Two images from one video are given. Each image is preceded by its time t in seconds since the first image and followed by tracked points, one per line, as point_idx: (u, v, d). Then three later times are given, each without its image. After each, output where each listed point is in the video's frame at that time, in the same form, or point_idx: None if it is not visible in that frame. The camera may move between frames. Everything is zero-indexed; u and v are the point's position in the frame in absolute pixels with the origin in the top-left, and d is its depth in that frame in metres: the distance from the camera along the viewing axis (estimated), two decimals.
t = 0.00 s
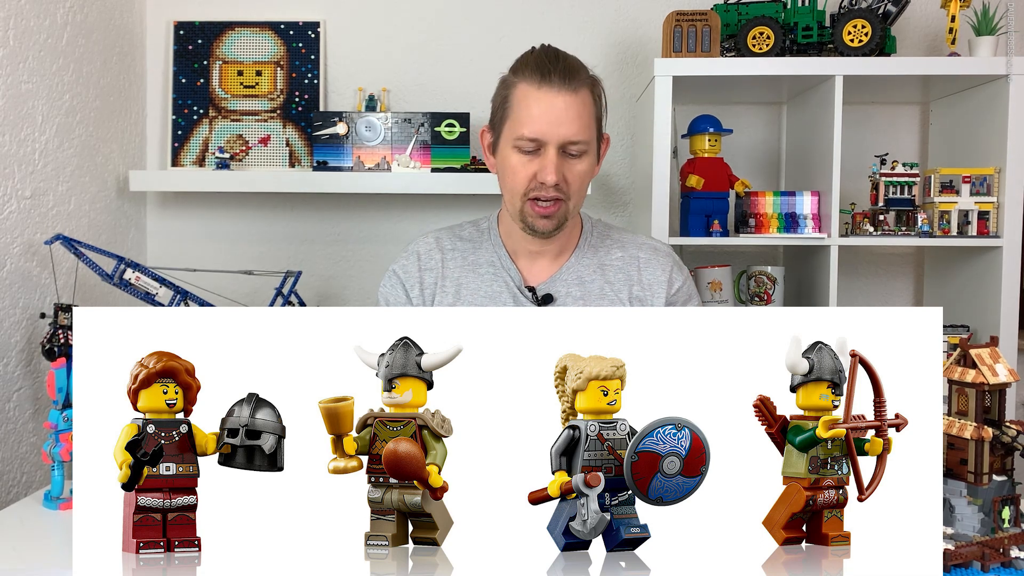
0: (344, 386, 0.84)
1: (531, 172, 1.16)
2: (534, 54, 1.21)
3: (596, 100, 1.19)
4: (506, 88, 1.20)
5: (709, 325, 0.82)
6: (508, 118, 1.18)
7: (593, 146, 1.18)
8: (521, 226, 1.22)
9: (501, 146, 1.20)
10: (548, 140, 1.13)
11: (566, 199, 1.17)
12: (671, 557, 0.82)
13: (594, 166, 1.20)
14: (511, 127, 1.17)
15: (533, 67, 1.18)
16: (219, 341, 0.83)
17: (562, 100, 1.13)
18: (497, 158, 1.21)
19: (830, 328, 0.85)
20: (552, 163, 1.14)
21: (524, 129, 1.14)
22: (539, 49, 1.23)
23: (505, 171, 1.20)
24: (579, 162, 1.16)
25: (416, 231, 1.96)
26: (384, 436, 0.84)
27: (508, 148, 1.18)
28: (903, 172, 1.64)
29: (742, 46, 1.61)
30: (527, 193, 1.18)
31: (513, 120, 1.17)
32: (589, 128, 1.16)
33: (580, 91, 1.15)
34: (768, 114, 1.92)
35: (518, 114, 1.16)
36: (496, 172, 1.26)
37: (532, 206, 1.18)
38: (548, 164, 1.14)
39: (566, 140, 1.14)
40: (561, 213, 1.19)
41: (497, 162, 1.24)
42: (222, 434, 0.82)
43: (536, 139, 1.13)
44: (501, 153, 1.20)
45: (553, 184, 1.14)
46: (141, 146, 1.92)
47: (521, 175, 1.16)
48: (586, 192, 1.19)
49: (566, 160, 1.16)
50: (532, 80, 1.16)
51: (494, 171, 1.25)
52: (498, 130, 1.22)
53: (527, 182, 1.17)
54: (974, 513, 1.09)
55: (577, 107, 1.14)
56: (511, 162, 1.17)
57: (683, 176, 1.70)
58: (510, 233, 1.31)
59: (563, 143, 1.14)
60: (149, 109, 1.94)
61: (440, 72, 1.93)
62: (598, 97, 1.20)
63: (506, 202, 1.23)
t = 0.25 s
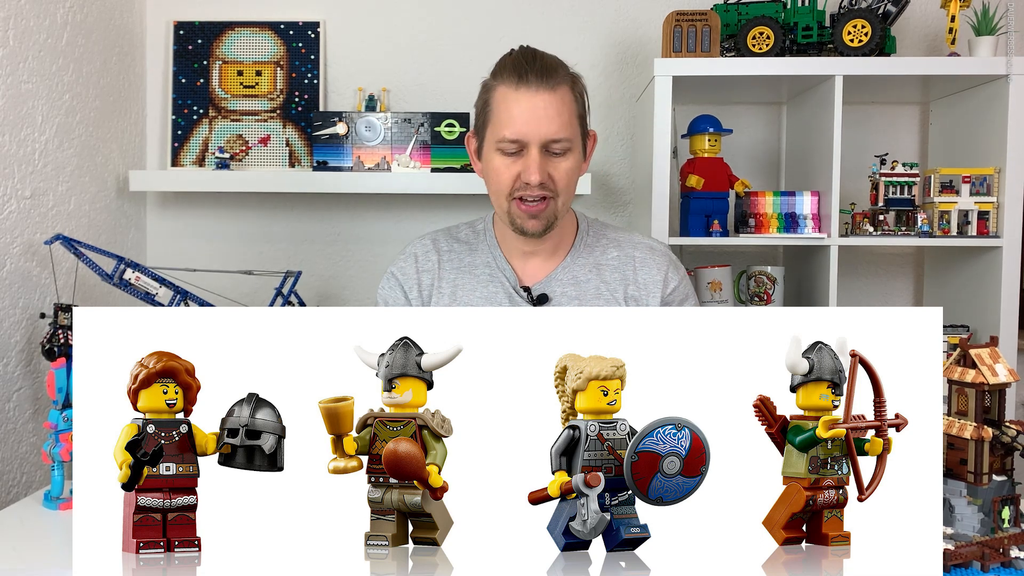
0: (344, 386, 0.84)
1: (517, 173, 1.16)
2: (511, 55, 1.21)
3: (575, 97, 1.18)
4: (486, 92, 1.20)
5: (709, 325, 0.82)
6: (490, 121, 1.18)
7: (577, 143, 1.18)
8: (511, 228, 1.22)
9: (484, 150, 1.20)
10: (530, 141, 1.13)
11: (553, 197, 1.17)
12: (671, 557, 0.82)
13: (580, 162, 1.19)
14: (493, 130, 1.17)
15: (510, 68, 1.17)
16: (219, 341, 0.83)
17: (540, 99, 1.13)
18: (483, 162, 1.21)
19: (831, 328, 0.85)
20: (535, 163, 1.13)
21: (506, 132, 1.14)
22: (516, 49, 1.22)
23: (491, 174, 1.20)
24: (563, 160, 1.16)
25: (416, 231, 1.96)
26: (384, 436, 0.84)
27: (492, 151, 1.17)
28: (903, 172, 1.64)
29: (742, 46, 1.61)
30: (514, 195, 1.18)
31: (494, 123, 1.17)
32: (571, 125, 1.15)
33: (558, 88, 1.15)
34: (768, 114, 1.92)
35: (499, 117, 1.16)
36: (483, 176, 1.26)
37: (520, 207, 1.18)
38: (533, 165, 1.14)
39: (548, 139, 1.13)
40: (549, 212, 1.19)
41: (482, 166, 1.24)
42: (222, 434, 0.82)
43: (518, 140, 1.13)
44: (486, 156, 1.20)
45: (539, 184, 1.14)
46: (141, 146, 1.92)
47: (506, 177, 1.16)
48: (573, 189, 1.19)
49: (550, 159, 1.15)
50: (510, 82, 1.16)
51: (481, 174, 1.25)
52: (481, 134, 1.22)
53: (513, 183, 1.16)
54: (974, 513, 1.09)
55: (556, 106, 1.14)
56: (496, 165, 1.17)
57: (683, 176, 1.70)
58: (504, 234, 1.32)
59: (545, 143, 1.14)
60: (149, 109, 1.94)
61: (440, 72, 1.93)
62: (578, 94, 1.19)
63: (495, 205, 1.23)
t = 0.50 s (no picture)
0: (344, 387, 0.84)
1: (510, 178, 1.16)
2: (497, 59, 1.20)
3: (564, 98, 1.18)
4: (474, 99, 1.19)
5: (709, 325, 0.82)
6: (480, 127, 1.17)
7: (568, 144, 1.17)
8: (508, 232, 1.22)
9: (476, 156, 1.20)
10: (522, 146, 1.13)
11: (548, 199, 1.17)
12: (671, 557, 0.82)
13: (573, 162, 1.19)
14: (484, 137, 1.17)
15: (497, 73, 1.17)
16: (219, 341, 0.83)
17: (529, 104, 1.13)
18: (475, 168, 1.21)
19: (831, 328, 0.85)
20: (528, 167, 1.13)
21: (496, 138, 1.14)
22: (502, 53, 1.22)
23: (485, 180, 1.19)
24: (556, 162, 1.16)
25: (416, 231, 1.96)
26: (384, 436, 0.84)
27: (484, 157, 1.17)
28: (903, 172, 1.64)
29: (742, 46, 1.61)
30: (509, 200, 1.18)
31: (484, 129, 1.17)
32: (561, 127, 1.15)
33: (545, 91, 1.14)
34: (768, 114, 1.92)
35: (489, 123, 1.15)
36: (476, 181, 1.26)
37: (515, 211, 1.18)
38: (526, 169, 1.14)
39: (539, 144, 1.13)
40: (545, 214, 1.19)
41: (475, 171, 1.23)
42: (222, 434, 0.82)
43: (509, 145, 1.13)
44: (478, 163, 1.20)
45: (533, 188, 1.14)
46: (141, 146, 1.92)
47: (500, 182, 1.16)
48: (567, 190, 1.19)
49: (543, 162, 1.15)
50: (497, 87, 1.15)
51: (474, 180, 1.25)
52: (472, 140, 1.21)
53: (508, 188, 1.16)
54: (974, 513, 1.09)
55: (544, 109, 1.13)
56: (489, 171, 1.17)
57: (683, 176, 1.70)
58: (498, 235, 1.31)
59: (537, 147, 1.13)
60: (149, 109, 1.94)
61: (440, 72, 1.93)
62: (566, 95, 1.19)
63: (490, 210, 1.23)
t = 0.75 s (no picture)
0: (344, 387, 0.84)
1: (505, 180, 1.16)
2: (491, 60, 1.20)
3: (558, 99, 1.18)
4: (469, 101, 1.19)
5: (709, 325, 0.82)
6: (474, 129, 1.17)
7: (562, 145, 1.17)
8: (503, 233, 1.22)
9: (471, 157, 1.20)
10: (516, 147, 1.13)
11: (544, 200, 1.17)
12: (671, 557, 0.82)
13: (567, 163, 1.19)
14: (478, 138, 1.17)
15: (491, 75, 1.17)
16: (219, 341, 0.83)
17: (523, 105, 1.13)
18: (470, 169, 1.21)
19: (831, 328, 0.85)
20: (523, 169, 1.13)
21: (491, 139, 1.14)
22: (496, 54, 1.22)
23: (479, 182, 1.19)
24: (550, 163, 1.16)
25: (416, 231, 1.96)
26: (383, 436, 0.84)
27: (479, 158, 1.17)
28: (903, 172, 1.64)
29: (742, 46, 1.61)
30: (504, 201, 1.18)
31: (479, 131, 1.16)
32: (555, 128, 1.14)
33: (539, 93, 1.14)
34: (768, 114, 1.92)
35: (483, 125, 1.15)
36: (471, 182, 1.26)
37: (510, 213, 1.18)
38: (520, 170, 1.14)
39: (534, 145, 1.13)
40: (541, 214, 1.19)
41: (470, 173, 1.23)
42: (222, 434, 0.82)
43: (504, 147, 1.13)
44: (473, 164, 1.20)
45: (528, 189, 1.14)
46: (141, 146, 1.92)
47: (495, 184, 1.16)
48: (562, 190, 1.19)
49: (538, 164, 1.15)
50: (492, 89, 1.15)
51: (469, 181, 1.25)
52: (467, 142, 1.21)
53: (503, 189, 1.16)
54: (973, 513, 1.09)
55: (538, 110, 1.13)
56: (484, 173, 1.17)
57: (683, 176, 1.70)
58: (494, 235, 1.31)
59: (531, 148, 1.13)
60: (149, 109, 1.94)
61: (440, 72, 1.93)
62: (560, 96, 1.19)
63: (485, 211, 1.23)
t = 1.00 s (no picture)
0: (344, 386, 0.84)
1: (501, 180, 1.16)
2: (489, 60, 1.20)
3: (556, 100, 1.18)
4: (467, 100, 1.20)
5: (708, 325, 0.82)
6: (472, 129, 1.17)
7: (559, 145, 1.17)
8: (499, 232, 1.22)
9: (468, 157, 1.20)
10: (513, 147, 1.13)
11: (540, 200, 1.17)
12: (671, 557, 0.82)
13: (564, 164, 1.19)
14: (475, 138, 1.17)
15: (489, 75, 1.17)
16: (219, 341, 0.83)
17: (520, 105, 1.13)
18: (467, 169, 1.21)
19: (831, 328, 0.85)
20: (519, 168, 1.13)
21: (488, 139, 1.14)
22: (495, 54, 1.22)
23: (476, 181, 1.19)
24: (547, 164, 1.16)
25: (416, 231, 1.96)
26: (383, 436, 0.84)
27: (475, 158, 1.17)
28: (903, 172, 1.64)
29: (742, 46, 1.61)
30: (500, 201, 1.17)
31: (476, 130, 1.16)
32: (552, 129, 1.14)
33: (537, 93, 1.14)
34: (768, 114, 1.92)
35: (481, 125, 1.15)
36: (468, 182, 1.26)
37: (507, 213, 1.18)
38: (517, 170, 1.14)
39: (530, 145, 1.13)
40: (537, 214, 1.18)
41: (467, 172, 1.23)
42: (222, 434, 0.82)
43: (501, 147, 1.13)
44: (470, 164, 1.19)
45: (524, 189, 1.14)
46: (141, 146, 1.92)
47: (492, 183, 1.16)
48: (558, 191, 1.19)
49: (535, 164, 1.15)
50: (490, 89, 1.15)
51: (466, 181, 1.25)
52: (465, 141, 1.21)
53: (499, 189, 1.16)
54: (973, 513, 1.09)
55: (536, 111, 1.13)
56: (480, 172, 1.17)
57: (683, 176, 1.70)
58: (491, 234, 1.31)
59: (528, 148, 1.13)
60: (149, 109, 1.94)
61: (440, 72, 1.93)
62: (558, 96, 1.19)
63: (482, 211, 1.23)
